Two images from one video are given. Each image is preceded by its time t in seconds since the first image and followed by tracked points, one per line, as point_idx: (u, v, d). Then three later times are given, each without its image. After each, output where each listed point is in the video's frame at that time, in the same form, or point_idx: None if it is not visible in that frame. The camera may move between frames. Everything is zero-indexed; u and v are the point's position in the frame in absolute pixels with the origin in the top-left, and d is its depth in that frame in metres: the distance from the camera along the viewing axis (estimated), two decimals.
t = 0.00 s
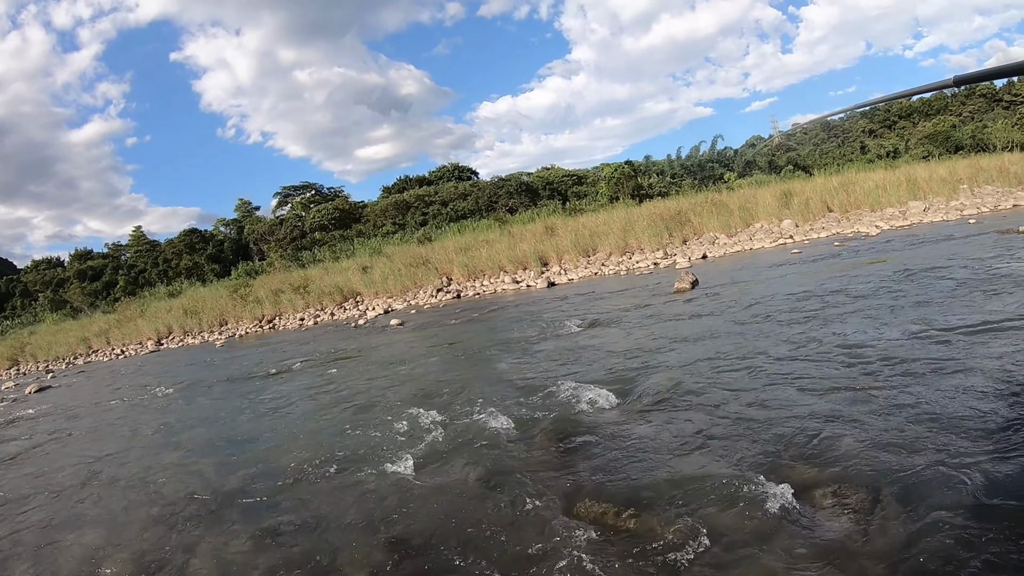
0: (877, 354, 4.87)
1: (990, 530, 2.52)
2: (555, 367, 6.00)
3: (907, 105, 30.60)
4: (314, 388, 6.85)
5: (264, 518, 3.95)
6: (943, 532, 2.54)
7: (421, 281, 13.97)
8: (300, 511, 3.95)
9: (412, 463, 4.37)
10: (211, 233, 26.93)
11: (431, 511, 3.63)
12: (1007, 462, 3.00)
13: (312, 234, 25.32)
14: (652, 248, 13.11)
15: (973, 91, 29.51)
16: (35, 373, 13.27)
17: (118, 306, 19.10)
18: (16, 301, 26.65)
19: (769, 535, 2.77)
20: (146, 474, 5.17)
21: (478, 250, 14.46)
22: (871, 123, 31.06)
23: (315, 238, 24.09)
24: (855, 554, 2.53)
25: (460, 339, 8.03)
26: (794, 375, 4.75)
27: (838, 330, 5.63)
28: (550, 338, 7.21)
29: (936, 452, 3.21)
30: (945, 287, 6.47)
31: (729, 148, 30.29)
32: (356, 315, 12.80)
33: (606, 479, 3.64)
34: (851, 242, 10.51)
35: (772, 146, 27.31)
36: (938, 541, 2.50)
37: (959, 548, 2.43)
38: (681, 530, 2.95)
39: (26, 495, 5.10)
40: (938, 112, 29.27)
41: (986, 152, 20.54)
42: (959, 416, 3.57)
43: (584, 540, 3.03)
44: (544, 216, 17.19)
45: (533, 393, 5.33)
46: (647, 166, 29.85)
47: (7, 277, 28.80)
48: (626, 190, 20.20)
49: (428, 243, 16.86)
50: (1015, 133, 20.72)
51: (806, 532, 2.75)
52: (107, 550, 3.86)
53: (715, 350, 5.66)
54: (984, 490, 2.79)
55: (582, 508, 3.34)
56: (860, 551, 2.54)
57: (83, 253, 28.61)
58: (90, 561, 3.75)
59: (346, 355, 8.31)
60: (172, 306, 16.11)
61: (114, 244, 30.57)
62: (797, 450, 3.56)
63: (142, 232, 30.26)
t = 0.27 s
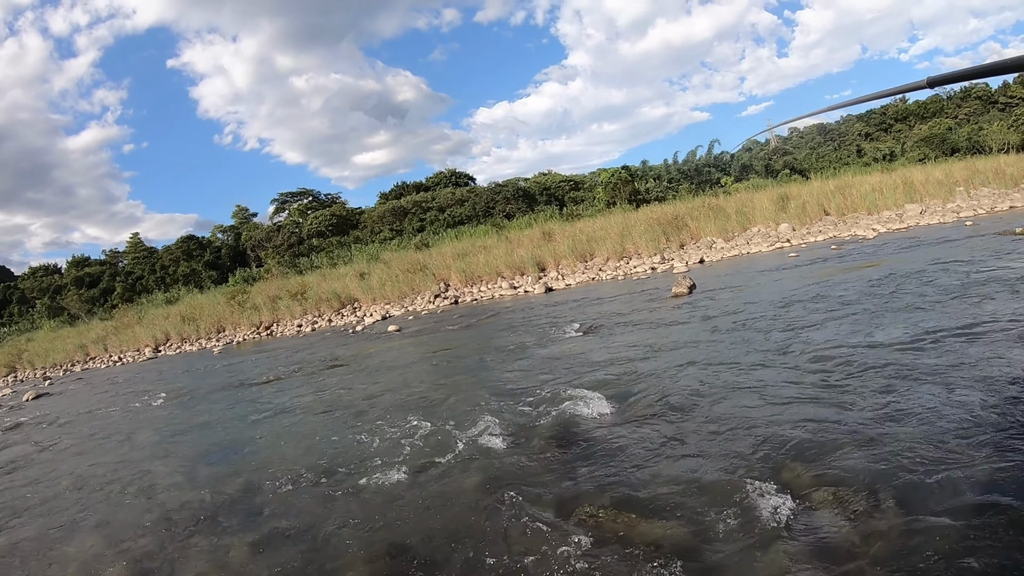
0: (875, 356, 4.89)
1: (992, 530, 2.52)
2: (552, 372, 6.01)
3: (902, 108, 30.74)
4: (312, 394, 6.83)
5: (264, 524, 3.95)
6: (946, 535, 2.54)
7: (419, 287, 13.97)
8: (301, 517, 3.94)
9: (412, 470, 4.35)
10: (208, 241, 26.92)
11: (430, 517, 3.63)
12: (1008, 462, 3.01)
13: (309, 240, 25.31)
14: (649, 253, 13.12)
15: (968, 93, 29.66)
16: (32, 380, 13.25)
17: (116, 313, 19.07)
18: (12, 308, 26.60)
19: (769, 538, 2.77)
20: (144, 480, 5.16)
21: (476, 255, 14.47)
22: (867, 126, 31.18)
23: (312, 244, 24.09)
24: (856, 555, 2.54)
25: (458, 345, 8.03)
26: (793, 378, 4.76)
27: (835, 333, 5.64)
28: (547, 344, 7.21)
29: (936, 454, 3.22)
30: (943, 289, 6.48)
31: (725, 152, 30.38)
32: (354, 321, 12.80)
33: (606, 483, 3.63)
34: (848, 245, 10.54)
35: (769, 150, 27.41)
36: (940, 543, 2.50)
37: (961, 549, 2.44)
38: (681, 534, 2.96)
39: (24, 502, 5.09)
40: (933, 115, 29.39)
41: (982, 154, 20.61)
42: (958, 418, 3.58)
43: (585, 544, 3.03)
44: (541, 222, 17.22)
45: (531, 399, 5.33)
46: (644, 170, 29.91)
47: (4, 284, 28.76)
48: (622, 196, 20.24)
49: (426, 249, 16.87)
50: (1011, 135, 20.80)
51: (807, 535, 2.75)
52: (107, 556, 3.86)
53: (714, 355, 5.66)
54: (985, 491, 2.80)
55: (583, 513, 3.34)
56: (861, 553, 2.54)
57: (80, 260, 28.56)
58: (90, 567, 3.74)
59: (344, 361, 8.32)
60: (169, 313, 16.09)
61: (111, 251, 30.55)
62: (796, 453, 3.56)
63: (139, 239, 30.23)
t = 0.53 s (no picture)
0: (873, 360, 4.89)
1: (989, 533, 2.52)
2: (551, 376, 6.01)
3: (901, 112, 30.82)
4: (310, 398, 6.83)
5: (262, 527, 3.94)
6: (943, 538, 2.54)
7: (418, 291, 13.98)
8: (298, 521, 3.93)
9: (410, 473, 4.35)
10: (208, 244, 26.93)
11: (428, 520, 3.62)
12: (1006, 466, 3.00)
13: (309, 243, 25.32)
14: (648, 257, 13.13)
15: (967, 97, 29.70)
16: (30, 384, 13.24)
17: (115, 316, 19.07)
18: (11, 310, 26.60)
19: (767, 542, 2.77)
20: (142, 484, 5.16)
21: (475, 259, 14.48)
22: (865, 130, 31.25)
23: (312, 247, 24.11)
24: (853, 560, 2.53)
25: (456, 349, 8.02)
26: (791, 381, 4.76)
27: (834, 337, 5.65)
28: (546, 348, 7.21)
29: (934, 457, 3.22)
30: (942, 292, 6.48)
31: (725, 155, 30.42)
32: (353, 325, 12.80)
33: (604, 487, 3.63)
34: (847, 249, 10.55)
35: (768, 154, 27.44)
36: (937, 546, 2.50)
37: (958, 553, 2.44)
38: (678, 538, 2.95)
39: (21, 506, 5.08)
40: (932, 119, 29.46)
41: (980, 158, 20.65)
42: (957, 422, 3.57)
43: (583, 548, 3.02)
44: (540, 225, 17.23)
45: (529, 403, 5.33)
46: (643, 174, 29.95)
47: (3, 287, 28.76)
48: (622, 199, 20.26)
49: (425, 253, 16.89)
50: (1009, 138, 20.83)
51: (804, 538, 2.75)
52: (104, 560, 3.85)
53: (713, 358, 5.66)
54: (982, 494, 2.80)
55: (580, 517, 3.33)
56: (858, 556, 2.54)
57: (79, 262, 28.56)
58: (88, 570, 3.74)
59: (343, 365, 8.31)
60: (168, 316, 16.09)
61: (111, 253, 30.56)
62: (794, 456, 3.57)
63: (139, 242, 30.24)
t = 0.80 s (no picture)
0: (875, 363, 4.88)
1: (990, 537, 2.51)
2: (552, 377, 6.00)
3: (903, 115, 30.83)
4: (311, 398, 6.83)
5: (261, 528, 3.93)
6: (944, 542, 2.54)
7: (419, 291, 13.98)
8: (299, 521, 3.93)
9: (410, 474, 4.35)
10: (209, 243, 26.95)
11: (428, 521, 3.62)
12: (1007, 470, 3.00)
13: (310, 244, 25.33)
14: (650, 259, 13.13)
15: (969, 101, 29.71)
16: (31, 382, 13.24)
17: (116, 315, 19.07)
18: (12, 309, 26.63)
19: (767, 545, 2.76)
20: (143, 482, 5.16)
21: (476, 260, 14.48)
22: (867, 133, 31.26)
23: (313, 248, 24.12)
24: (855, 562, 2.52)
25: (457, 350, 8.02)
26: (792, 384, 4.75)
27: (835, 340, 5.64)
28: (547, 349, 7.21)
29: (935, 461, 3.22)
30: (944, 296, 6.48)
31: (726, 158, 30.43)
32: (354, 325, 12.80)
33: (604, 489, 3.63)
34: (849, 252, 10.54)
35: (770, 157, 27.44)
36: (939, 550, 2.49)
37: (960, 556, 2.43)
38: (679, 540, 2.94)
39: (21, 504, 5.08)
40: (933, 122, 29.46)
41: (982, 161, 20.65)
42: (959, 426, 3.56)
43: (583, 550, 3.02)
44: (542, 227, 17.24)
45: (530, 404, 5.33)
46: (645, 176, 29.96)
47: (5, 286, 28.80)
48: (623, 201, 20.27)
49: (426, 253, 16.90)
50: (1012, 142, 20.82)
51: (805, 541, 2.75)
52: (104, 559, 3.84)
53: (714, 361, 5.65)
54: (984, 498, 2.79)
55: (581, 518, 3.33)
56: (860, 559, 2.54)
57: (81, 261, 28.57)
58: (88, 568, 3.74)
59: (344, 366, 8.30)
60: (169, 315, 16.10)
61: (112, 252, 30.59)
62: (795, 459, 3.56)
63: (140, 241, 30.28)
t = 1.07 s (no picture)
0: (877, 366, 4.88)
1: (992, 540, 2.52)
2: (554, 378, 6.01)
3: (907, 118, 30.79)
4: (314, 396, 6.83)
5: (263, 525, 3.94)
6: (946, 544, 2.54)
7: (422, 291, 13.98)
8: (301, 518, 3.94)
9: (412, 472, 4.35)
10: (212, 241, 26.98)
11: (430, 519, 3.63)
12: (1009, 473, 3.00)
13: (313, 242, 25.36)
14: (653, 260, 13.12)
15: (973, 104, 29.66)
16: (33, 378, 13.26)
17: (118, 312, 19.09)
18: (15, 304, 26.68)
19: (769, 546, 2.76)
20: (145, 479, 5.17)
21: (479, 260, 14.48)
22: (871, 136, 31.21)
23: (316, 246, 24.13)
24: (857, 564, 2.52)
25: (460, 350, 8.02)
26: (795, 386, 4.75)
27: (838, 343, 5.64)
28: (550, 349, 7.20)
29: (937, 463, 3.22)
30: (947, 299, 6.47)
31: (730, 159, 30.40)
32: (357, 324, 12.81)
33: (606, 489, 3.63)
34: (852, 255, 10.54)
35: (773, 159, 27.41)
36: (941, 552, 2.49)
37: (961, 558, 2.43)
38: (681, 541, 2.94)
39: (24, 499, 5.09)
40: (937, 125, 29.42)
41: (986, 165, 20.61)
42: (962, 429, 3.56)
43: (585, 550, 3.02)
44: (545, 227, 17.24)
45: (533, 404, 5.33)
46: (648, 177, 29.95)
47: (8, 282, 28.85)
48: (627, 202, 20.26)
49: (429, 253, 16.90)
50: (1016, 146, 20.78)
51: (807, 542, 2.75)
52: (106, 554, 3.85)
53: (717, 362, 5.65)
54: (985, 500, 2.79)
55: (582, 518, 3.33)
56: (861, 561, 2.54)
57: (83, 257, 28.61)
58: (90, 564, 3.75)
59: (347, 364, 8.30)
60: (172, 312, 16.11)
61: (115, 249, 30.63)
62: (797, 460, 3.56)
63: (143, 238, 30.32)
